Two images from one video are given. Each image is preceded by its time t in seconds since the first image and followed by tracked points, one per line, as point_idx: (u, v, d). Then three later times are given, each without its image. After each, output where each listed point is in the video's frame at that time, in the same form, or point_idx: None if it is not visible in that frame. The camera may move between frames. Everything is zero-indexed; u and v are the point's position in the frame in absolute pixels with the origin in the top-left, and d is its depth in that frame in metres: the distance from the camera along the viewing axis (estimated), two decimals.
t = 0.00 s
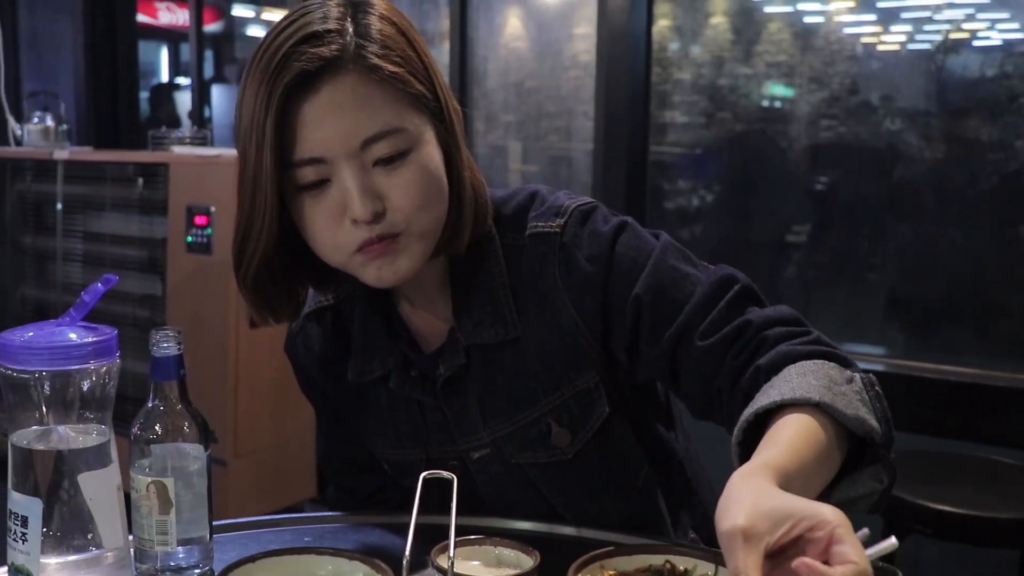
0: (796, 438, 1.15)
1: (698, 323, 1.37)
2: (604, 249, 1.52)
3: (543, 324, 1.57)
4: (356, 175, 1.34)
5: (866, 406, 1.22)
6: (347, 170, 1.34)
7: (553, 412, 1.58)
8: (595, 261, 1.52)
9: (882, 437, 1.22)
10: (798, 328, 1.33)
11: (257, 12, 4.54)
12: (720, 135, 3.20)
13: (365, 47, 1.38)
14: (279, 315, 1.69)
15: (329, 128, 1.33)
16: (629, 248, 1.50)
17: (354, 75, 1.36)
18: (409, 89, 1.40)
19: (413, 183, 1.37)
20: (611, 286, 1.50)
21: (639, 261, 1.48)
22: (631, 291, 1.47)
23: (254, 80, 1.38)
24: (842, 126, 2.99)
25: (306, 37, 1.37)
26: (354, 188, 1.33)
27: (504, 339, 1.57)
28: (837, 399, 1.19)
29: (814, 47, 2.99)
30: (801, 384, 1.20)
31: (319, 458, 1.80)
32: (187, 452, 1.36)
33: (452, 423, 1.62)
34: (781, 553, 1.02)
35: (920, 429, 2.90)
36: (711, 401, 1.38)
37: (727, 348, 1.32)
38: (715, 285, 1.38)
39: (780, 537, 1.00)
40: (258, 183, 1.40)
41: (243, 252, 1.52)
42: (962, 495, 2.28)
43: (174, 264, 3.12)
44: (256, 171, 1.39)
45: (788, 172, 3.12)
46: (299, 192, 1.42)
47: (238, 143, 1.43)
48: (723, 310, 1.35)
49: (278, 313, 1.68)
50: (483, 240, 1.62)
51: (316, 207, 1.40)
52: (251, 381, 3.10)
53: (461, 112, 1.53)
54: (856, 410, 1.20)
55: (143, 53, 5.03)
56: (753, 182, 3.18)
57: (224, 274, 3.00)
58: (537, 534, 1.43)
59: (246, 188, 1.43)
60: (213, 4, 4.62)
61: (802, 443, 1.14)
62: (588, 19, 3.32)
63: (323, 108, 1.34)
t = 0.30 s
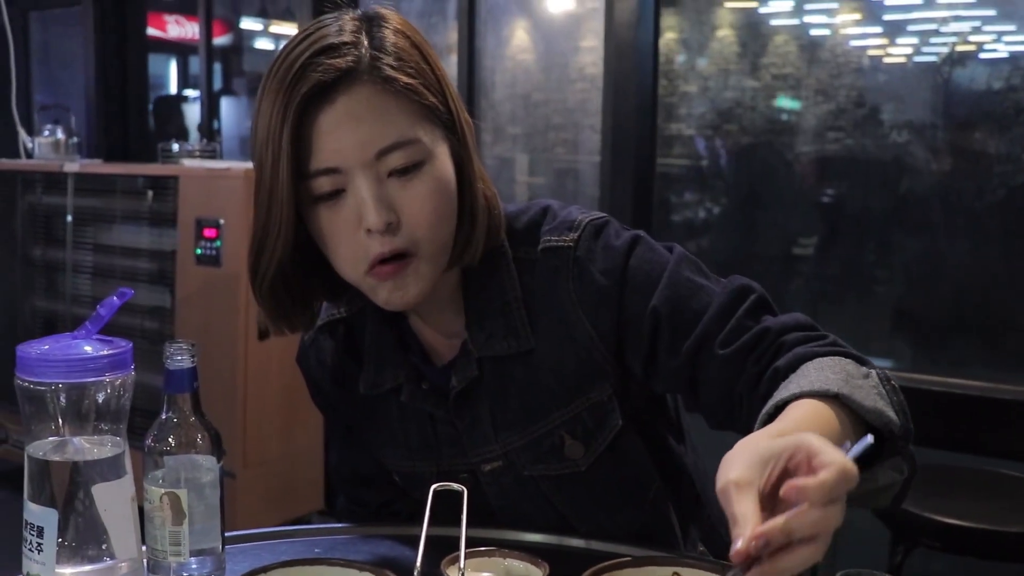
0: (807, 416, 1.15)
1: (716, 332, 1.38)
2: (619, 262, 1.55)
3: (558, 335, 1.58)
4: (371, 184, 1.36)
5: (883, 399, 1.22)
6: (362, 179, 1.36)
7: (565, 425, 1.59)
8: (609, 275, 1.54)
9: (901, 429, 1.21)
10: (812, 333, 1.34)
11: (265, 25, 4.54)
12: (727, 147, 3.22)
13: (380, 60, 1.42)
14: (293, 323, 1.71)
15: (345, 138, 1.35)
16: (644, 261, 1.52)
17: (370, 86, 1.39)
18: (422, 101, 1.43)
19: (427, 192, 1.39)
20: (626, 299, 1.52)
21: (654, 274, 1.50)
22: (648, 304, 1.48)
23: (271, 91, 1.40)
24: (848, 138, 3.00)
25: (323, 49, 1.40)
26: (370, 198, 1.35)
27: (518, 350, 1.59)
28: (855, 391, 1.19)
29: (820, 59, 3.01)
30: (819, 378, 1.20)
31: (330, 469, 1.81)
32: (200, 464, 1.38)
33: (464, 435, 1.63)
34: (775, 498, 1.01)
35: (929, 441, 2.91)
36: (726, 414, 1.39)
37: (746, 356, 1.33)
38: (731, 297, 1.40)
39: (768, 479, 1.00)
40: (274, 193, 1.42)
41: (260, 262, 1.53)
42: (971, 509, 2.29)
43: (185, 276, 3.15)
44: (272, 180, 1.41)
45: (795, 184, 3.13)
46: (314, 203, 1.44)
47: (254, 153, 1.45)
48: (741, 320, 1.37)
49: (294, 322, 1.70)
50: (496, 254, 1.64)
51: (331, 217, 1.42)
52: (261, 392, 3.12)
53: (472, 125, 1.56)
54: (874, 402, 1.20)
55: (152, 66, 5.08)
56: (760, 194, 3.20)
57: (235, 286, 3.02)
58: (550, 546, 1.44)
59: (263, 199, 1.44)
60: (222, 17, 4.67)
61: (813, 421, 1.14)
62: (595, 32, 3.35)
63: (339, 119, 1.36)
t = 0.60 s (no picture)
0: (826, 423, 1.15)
1: (721, 342, 1.39)
2: (625, 273, 1.56)
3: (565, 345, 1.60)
4: (387, 194, 1.38)
5: (890, 409, 1.22)
6: (378, 189, 1.38)
7: (572, 433, 1.60)
8: (615, 285, 1.56)
9: (908, 438, 1.21)
10: (817, 344, 1.35)
11: (271, 36, 4.60)
12: (732, 159, 3.24)
13: (395, 72, 1.44)
14: (306, 331, 1.73)
15: (362, 148, 1.38)
16: (650, 273, 1.53)
17: (386, 98, 1.41)
18: (436, 112, 1.45)
19: (442, 202, 1.41)
20: (632, 309, 1.53)
21: (659, 285, 1.51)
22: (653, 314, 1.50)
23: (288, 102, 1.43)
24: (853, 151, 3.02)
25: (339, 61, 1.42)
26: (386, 207, 1.37)
27: (524, 360, 1.60)
28: (862, 399, 1.20)
29: (825, 72, 3.03)
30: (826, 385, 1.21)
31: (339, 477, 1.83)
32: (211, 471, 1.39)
33: (472, 443, 1.64)
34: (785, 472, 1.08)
35: (934, 453, 2.91)
36: (732, 422, 1.40)
37: (751, 365, 1.34)
38: (735, 308, 1.41)
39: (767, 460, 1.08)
40: (290, 202, 1.44)
41: (275, 271, 1.56)
42: (975, 519, 2.29)
43: (193, 286, 3.17)
44: (289, 190, 1.43)
45: (801, 197, 3.15)
46: (330, 212, 1.46)
47: (271, 163, 1.47)
48: (745, 330, 1.38)
49: (307, 329, 1.72)
50: (504, 264, 1.66)
51: (347, 226, 1.44)
52: (268, 401, 3.15)
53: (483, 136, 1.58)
54: (880, 409, 1.20)
55: (161, 77, 5.13)
56: (764, 206, 3.23)
57: (243, 296, 3.04)
58: (558, 554, 1.45)
59: (279, 208, 1.46)
60: (230, 29, 4.72)
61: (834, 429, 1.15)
62: (601, 44, 3.38)
63: (356, 130, 1.39)
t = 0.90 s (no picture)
0: (812, 456, 1.17)
1: (718, 353, 1.40)
2: (629, 283, 1.57)
3: (569, 353, 1.61)
4: (396, 206, 1.40)
5: (880, 432, 1.23)
6: (387, 200, 1.40)
7: (577, 440, 1.61)
8: (618, 295, 1.58)
9: (897, 460, 1.22)
10: (816, 356, 1.36)
11: (276, 46, 4.60)
12: (735, 170, 3.26)
13: (404, 84, 1.46)
14: (315, 338, 1.74)
15: (371, 160, 1.40)
16: (652, 282, 1.55)
17: (395, 109, 1.43)
18: (445, 124, 1.47)
19: (449, 213, 1.43)
20: (635, 318, 1.55)
21: (662, 295, 1.53)
22: (654, 323, 1.51)
23: (299, 113, 1.45)
24: (857, 161, 3.04)
25: (349, 73, 1.45)
26: (394, 219, 1.39)
27: (528, 368, 1.62)
28: (851, 424, 1.20)
29: (829, 82, 3.05)
30: (815, 409, 1.22)
31: (347, 483, 1.84)
32: (221, 475, 1.41)
33: (477, 450, 1.66)
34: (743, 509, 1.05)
35: (938, 462, 2.91)
36: (730, 430, 1.41)
37: (747, 378, 1.35)
38: (734, 318, 1.42)
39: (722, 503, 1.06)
40: (300, 212, 1.46)
41: (284, 280, 1.58)
42: (979, 527, 2.30)
43: (198, 294, 3.19)
44: (299, 201, 1.45)
45: (804, 207, 3.17)
46: (339, 222, 1.48)
47: (281, 173, 1.49)
48: (744, 340, 1.39)
49: (315, 336, 1.73)
50: (511, 270, 1.68)
51: (356, 236, 1.46)
52: (272, 410, 3.16)
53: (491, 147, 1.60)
54: (870, 434, 1.20)
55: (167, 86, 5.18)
56: (768, 217, 3.24)
57: (248, 305, 3.06)
58: (566, 559, 1.45)
59: (289, 218, 1.48)
60: (236, 39, 4.75)
61: (818, 463, 1.16)
62: (605, 55, 3.40)
63: (366, 142, 1.41)
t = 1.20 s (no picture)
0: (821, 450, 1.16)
1: (724, 358, 1.41)
2: (633, 289, 1.58)
3: (572, 359, 1.62)
4: (396, 208, 1.41)
5: (888, 431, 1.24)
6: (387, 203, 1.41)
7: (581, 445, 1.62)
8: (623, 300, 1.58)
9: (905, 460, 1.24)
10: (821, 362, 1.37)
11: (277, 53, 4.61)
12: (735, 179, 3.29)
13: (406, 87, 1.47)
14: (319, 341, 1.76)
15: (371, 162, 1.41)
16: (657, 288, 1.56)
17: (396, 112, 1.44)
18: (446, 128, 1.48)
19: (449, 216, 1.44)
20: (638, 323, 1.55)
21: (667, 301, 1.54)
22: (659, 329, 1.52)
23: (301, 115, 1.46)
24: (856, 169, 3.05)
25: (350, 77, 1.46)
26: (394, 221, 1.40)
27: (532, 373, 1.63)
28: (861, 423, 1.21)
29: (829, 91, 3.07)
30: (825, 409, 1.22)
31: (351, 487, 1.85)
32: (226, 478, 1.42)
33: (480, 454, 1.67)
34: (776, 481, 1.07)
35: (937, 469, 2.92)
36: (734, 434, 1.41)
37: (754, 384, 1.36)
38: (739, 324, 1.43)
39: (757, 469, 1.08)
40: (300, 214, 1.47)
41: (284, 282, 1.59)
42: (976, 532, 2.30)
43: (199, 299, 3.21)
44: (299, 203, 1.46)
45: (804, 215, 3.19)
46: (339, 224, 1.49)
47: (283, 175, 1.50)
48: (750, 345, 1.40)
49: (316, 339, 1.75)
50: (514, 275, 1.69)
51: (356, 238, 1.47)
52: (272, 415, 3.17)
53: (494, 152, 1.61)
54: (879, 432, 1.22)
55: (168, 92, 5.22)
56: (768, 224, 3.26)
57: (250, 310, 3.08)
58: (573, 562, 1.46)
59: (290, 220, 1.49)
60: (237, 45, 4.76)
61: (825, 454, 1.14)
62: (605, 62, 3.42)
63: (366, 144, 1.42)
